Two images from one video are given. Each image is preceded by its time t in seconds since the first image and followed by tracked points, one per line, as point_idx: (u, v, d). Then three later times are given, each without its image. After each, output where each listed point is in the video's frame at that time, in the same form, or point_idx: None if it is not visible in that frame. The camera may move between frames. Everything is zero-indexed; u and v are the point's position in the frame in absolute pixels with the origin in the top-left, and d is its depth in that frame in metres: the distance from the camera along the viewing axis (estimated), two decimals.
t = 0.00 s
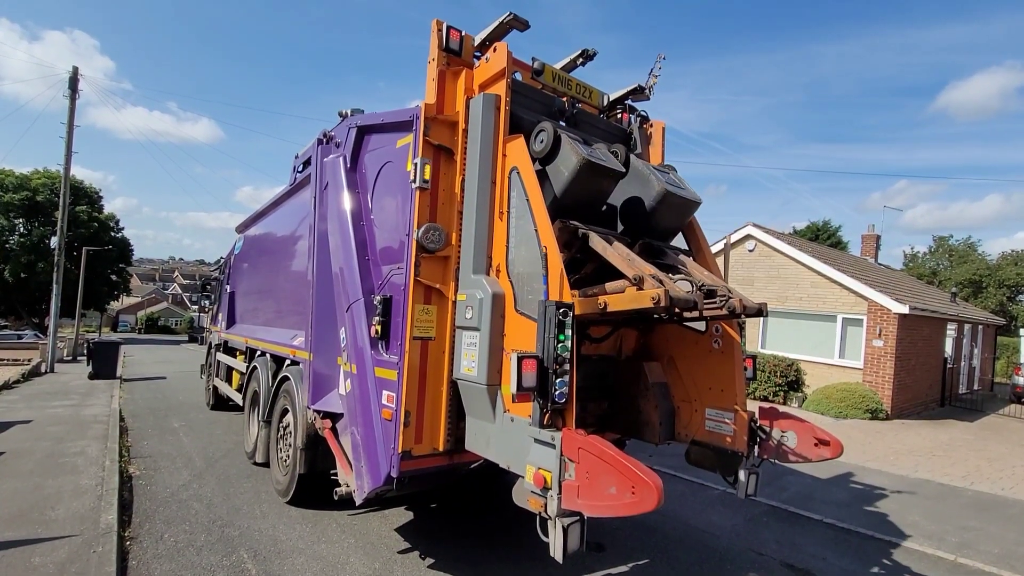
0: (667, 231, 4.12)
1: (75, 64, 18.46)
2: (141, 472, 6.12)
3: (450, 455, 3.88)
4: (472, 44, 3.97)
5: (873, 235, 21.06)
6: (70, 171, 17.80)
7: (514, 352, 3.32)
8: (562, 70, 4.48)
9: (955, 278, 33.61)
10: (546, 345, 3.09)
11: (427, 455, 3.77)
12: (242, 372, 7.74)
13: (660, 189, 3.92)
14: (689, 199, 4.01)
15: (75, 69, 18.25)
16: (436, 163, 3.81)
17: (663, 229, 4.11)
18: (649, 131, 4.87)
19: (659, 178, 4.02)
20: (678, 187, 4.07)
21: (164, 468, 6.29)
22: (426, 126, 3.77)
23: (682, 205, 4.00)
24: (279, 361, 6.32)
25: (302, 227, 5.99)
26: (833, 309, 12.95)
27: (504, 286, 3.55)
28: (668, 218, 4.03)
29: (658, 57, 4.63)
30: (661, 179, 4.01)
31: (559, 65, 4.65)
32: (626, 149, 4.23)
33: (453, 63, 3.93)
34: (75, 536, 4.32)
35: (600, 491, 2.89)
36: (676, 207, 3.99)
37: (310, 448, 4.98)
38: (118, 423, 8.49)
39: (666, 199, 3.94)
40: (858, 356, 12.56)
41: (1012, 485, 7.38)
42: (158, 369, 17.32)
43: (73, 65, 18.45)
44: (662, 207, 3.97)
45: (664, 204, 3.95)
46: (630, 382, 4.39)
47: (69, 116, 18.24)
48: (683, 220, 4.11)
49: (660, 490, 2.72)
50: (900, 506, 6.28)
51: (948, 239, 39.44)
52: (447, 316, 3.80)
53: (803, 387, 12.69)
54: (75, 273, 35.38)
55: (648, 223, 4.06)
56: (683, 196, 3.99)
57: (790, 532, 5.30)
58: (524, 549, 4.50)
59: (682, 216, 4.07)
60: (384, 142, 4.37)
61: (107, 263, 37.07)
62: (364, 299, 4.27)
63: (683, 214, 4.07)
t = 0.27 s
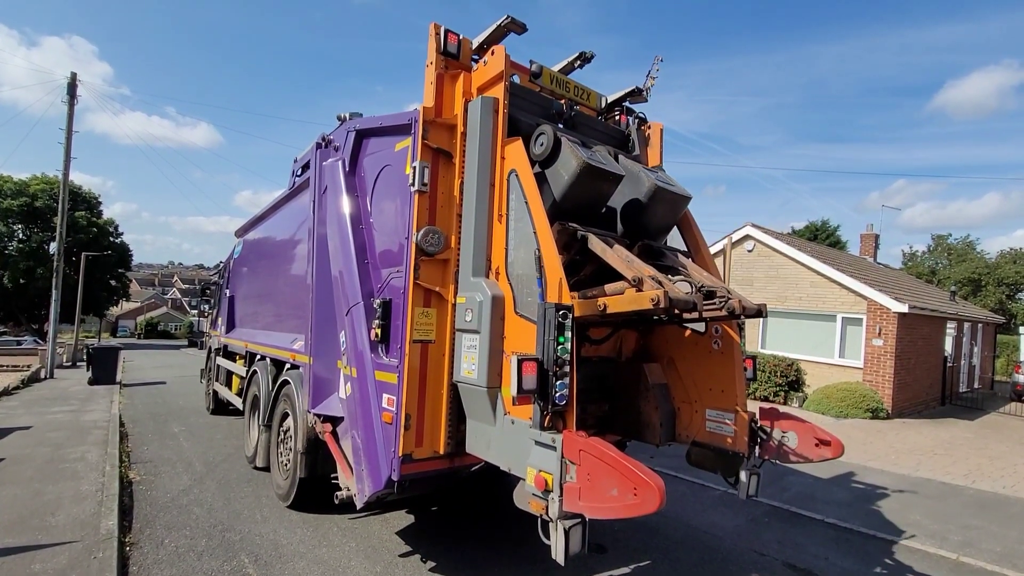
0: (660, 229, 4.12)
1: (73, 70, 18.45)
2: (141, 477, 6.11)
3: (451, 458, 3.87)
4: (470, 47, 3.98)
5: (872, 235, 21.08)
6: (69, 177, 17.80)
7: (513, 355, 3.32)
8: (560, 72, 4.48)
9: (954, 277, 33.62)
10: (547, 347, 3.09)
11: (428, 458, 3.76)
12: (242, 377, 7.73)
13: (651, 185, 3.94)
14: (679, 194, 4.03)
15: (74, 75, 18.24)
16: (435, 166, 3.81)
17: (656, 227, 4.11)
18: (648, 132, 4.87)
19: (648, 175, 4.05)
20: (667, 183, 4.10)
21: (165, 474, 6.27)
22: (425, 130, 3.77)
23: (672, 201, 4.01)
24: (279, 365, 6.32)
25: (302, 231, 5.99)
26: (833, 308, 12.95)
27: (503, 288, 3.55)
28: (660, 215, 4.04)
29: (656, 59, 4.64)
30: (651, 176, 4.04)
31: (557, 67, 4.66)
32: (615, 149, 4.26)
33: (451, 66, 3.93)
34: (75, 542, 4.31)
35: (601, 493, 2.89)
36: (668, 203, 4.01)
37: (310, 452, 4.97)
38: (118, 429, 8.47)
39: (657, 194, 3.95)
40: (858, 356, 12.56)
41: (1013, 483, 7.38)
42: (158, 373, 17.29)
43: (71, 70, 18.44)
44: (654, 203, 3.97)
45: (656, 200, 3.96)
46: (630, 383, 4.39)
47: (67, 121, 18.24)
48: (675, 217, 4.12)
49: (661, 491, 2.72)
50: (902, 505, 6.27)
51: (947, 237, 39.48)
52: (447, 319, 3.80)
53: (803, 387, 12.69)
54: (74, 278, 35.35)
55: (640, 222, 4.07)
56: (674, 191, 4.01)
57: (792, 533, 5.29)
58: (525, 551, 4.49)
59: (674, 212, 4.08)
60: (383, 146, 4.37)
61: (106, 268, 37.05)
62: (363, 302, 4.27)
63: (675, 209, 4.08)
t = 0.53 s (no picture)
0: (660, 230, 4.12)
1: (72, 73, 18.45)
2: (141, 480, 6.11)
3: (451, 459, 3.87)
4: (469, 49, 3.98)
5: (871, 234, 21.09)
6: (67, 180, 17.79)
7: (513, 355, 3.32)
8: (558, 73, 4.49)
9: (954, 276, 33.64)
10: (547, 348, 3.10)
11: (429, 459, 3.77)
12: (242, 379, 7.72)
13: (652, 186, 3.93)
14: (679, 194, 4.02)
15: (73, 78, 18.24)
16: (434, 168, 3.81)
17: (656, 228, 4.10)
18: (646, 133, 4.87)
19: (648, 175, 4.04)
20: (667, 184, 4.09)
21: (165, 476, 6.27)
22: (424, 131, 3.77)
23: (672, 201, 4.01)
24: (279, 367, 6.32)
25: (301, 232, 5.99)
26: (832, 308, 12.96)
27: (503, 289, 3.55)
28: (660, 215, 4.03)
29: (654, 60, 4.65)
30: (651, 177, 4.03)
31: (555, 68, 4.66)
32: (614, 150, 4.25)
33: (450, 67, 3.94)
34: (75, 545, 4.30)
35: (602, 493, 2.89)
36: (668, 203, 4.00)
37: (310, 454, 4.97)
38: (118, 431, 8.46)
39: (657, 194, 3.94)
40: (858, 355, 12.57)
41: (1014, 482, 7.38)
42: (158, 376, 17.27)
43: (70, 73, 18.44)
44: (654, 204, 3.96)
45: (656, 200, 3.95)
46: (629, 384, 4.39)
47: (66, 124, 18.25)
48: (675, 217, 4.12)
49: (662, 491, 2.72)
50: (903, 504, 6.27)
51: (946, 237, 39.50)
52: (447, 320, 3.80)
53: (803, 386, 12.69)
54: (73, 281, 35.34)
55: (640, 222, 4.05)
56: (674, 191, 4.01)
57: (793, 532, 5.29)
58: (526, 552, 4.48)
59: (674, 213, 4.09)
60: (382, 147, 4.37)
61: (106, 271, 37.04)
62: (363, 304, 4.27)
63: (675, 210, 4.08)
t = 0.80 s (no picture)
0: (663, 232, 4.13)
1: (71, 74, 18.44)
2: (142, 481, 6.11)
3: (452, 459, 3.87)
4: (468, 49, 3.98)
5: (870, 233, 21.10)
6: (67, 181, 17.79)
7: (513, 355, 3.32)
8: (557, 73, 4.48)
9: (953, 275, 33.65)
10: (546, 348, 3.10)
11: (429, 459, 3.77)
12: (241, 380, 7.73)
13: (656, 189, 3.95)
14: (683, 198, 4.03)
15: (71, 79, 18.24)
16: (433, 168, 3.81)
17: (659, 229, 4.11)
18: (646, 132, 4.87)
19: (653, 178, 4.05)
20: (672, 187, 4.10)
21: (165, 477, 6.27)
22: (423, 131, 3.77)
23: (677, 205, 4.03)
24: (279, 367, 6.32)
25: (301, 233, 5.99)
26: (832, 307, 12.96)
27: (503, 289, 3.55)
28: (664, 218, 4.05)
29: (653, 59, 4.65)
30: (656, 180, 4.04)
31: (554, 68, 4.66)
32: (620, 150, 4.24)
33: (449, 67, 3.94)
34: (75, 546, 4.30)
35: (602, 493, 2.89)
36: (672, 207, 4.01)
37: (310, 455, 4.96)
38: (118, 432, 8.46)
39: (661, 198, 3.96)
40: (857, 354, 12.57)
41: (1014, 480, 7.38)
42: (157, 377, 17.26)
43: (68, 74, 18.43)
44: (658, 207, 3.98)
45: (660, 203, 3.97)
46: (630, 384, 4.39)
47: (66, 125, 18.25)
48: (679, 220, 4.13)
49: (663, 491, 2.71)
50: (902, 503, 6.27)
51: (945, 235, 39.52)
52: (446, 320, 3.79)
53: (803, 385, 12.69)
54: (73, 282, 35.33)
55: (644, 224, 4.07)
56: (678, 195, 4.02)
57: (793, 531, 5.29)
58: (527, 552, 4.48)
59: (678, 216, 4.10)
60: (382, 147, 4.37)
61: (105, 272, 37.04)
62: (363, 304, 4.27)
63: (679, 213, 4.09)
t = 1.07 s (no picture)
0: (666, 233, 4.12)
1: (68, 73, 18.41)
2: (140, 480, 6.10)
3: (450, 458, 3.87)
4: (466, 47, 3.97)
5: (869, 232, 21.12)
6: (64, 180, 17.76)
7: (512, 353, 3.32)
8: (556, 71, 4.48)
9: (951, 273, 33.70)
10: (545, 346, 3.10)
11: (429, 458, 3.76)
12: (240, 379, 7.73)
13: (662, 194, 3.93)
14: (690, 203, 4.00)
15: (69, 78, 18.22)
16: (432, 166, 3.80)
17: (662, 230, 4.11)
18: (644, 131, 4.87)
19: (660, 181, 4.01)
20: (679, 190, 4.07)
21: (163, 476, 6.26)
22: (421, 129, 3.76)
23: (683, 209, 4.00)
24: (277, 366, 6.31)
25: (299, 232, 5.98)
26: (830, 306, 12.98)
27: (501, 287, 3.54)
28: (668, 221, 4.03)
29: (652, 57, 4.65)
30: (663, 183, 4.01)
31: (553, 66, 4.65)
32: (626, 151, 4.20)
33: (447, 66, 3.93)
34: (74, 545, 4.30)
35: (601, 490, 2.88)
36: (677, 211, 3.99)
37: (309, 453, 4.96)
38: (117, 432, 8.45)
39: (666, 202, 3.94)
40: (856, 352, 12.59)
41: (1012, 478, 7.40)
42: (156, 376, 17.25)
43: (66, 73, 18.40)
44: (662, 211, 3.97)
45: (665, 208, 3.96)
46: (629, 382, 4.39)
47: (64, 124, 18.22)
48: (685, 222, 4.11)
49: (661, 488, 2.71)
50: (901, 500, 6.29)
51: (943, 234, 39.59)
52: (445, 319, 3.79)
53: (802, 384, 12.71)
54: (71, 282, 35.27)
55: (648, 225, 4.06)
56: (684, 199, 3.98)
57: (791, 529, 5.30)
58: (526, 551, 4.48)
59: (683, 219, 4.07)
60: (380, 146, 4.36)
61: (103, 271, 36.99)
62: (361, 303, 4.26)
63: (684, 217, 4.07)
